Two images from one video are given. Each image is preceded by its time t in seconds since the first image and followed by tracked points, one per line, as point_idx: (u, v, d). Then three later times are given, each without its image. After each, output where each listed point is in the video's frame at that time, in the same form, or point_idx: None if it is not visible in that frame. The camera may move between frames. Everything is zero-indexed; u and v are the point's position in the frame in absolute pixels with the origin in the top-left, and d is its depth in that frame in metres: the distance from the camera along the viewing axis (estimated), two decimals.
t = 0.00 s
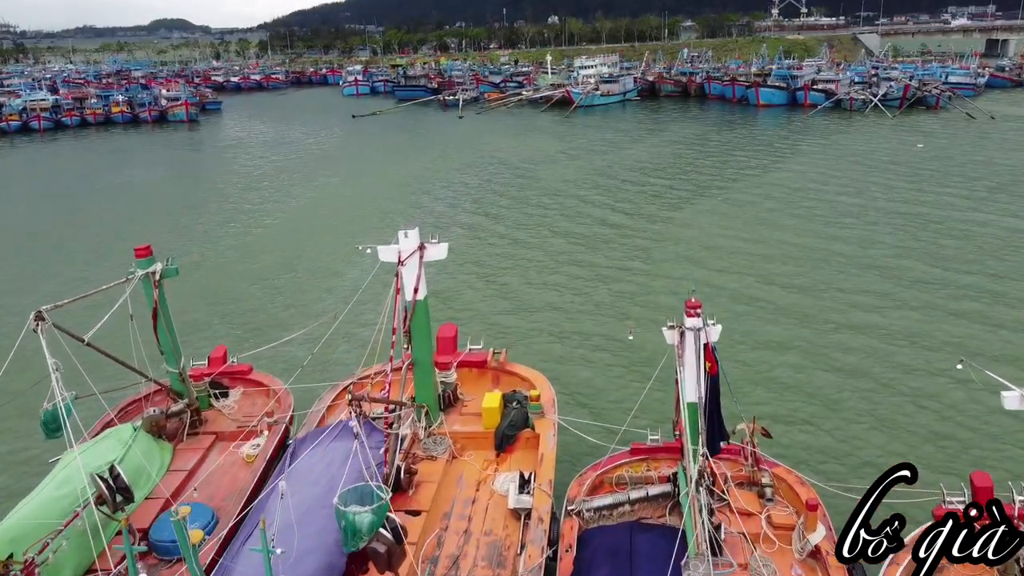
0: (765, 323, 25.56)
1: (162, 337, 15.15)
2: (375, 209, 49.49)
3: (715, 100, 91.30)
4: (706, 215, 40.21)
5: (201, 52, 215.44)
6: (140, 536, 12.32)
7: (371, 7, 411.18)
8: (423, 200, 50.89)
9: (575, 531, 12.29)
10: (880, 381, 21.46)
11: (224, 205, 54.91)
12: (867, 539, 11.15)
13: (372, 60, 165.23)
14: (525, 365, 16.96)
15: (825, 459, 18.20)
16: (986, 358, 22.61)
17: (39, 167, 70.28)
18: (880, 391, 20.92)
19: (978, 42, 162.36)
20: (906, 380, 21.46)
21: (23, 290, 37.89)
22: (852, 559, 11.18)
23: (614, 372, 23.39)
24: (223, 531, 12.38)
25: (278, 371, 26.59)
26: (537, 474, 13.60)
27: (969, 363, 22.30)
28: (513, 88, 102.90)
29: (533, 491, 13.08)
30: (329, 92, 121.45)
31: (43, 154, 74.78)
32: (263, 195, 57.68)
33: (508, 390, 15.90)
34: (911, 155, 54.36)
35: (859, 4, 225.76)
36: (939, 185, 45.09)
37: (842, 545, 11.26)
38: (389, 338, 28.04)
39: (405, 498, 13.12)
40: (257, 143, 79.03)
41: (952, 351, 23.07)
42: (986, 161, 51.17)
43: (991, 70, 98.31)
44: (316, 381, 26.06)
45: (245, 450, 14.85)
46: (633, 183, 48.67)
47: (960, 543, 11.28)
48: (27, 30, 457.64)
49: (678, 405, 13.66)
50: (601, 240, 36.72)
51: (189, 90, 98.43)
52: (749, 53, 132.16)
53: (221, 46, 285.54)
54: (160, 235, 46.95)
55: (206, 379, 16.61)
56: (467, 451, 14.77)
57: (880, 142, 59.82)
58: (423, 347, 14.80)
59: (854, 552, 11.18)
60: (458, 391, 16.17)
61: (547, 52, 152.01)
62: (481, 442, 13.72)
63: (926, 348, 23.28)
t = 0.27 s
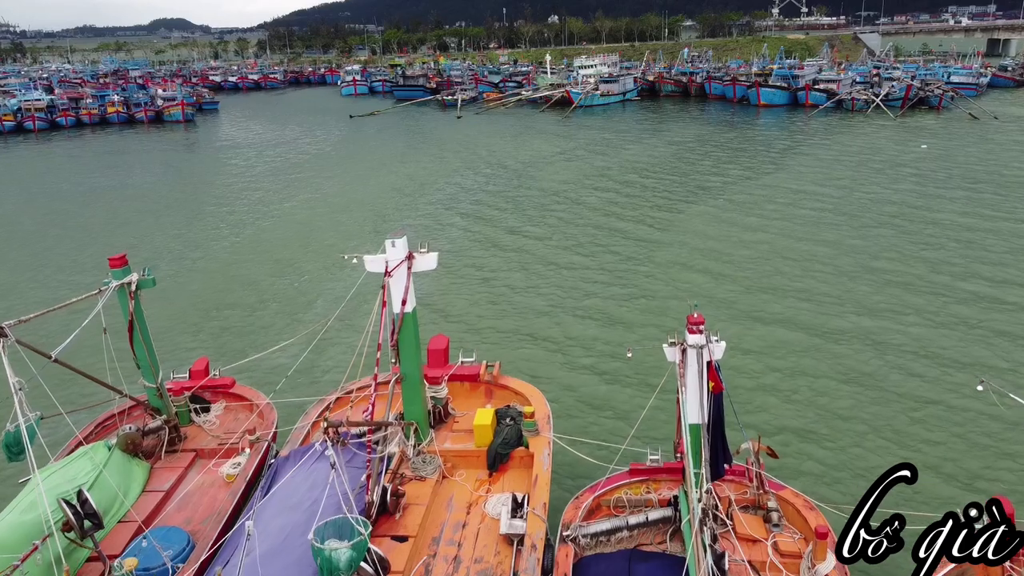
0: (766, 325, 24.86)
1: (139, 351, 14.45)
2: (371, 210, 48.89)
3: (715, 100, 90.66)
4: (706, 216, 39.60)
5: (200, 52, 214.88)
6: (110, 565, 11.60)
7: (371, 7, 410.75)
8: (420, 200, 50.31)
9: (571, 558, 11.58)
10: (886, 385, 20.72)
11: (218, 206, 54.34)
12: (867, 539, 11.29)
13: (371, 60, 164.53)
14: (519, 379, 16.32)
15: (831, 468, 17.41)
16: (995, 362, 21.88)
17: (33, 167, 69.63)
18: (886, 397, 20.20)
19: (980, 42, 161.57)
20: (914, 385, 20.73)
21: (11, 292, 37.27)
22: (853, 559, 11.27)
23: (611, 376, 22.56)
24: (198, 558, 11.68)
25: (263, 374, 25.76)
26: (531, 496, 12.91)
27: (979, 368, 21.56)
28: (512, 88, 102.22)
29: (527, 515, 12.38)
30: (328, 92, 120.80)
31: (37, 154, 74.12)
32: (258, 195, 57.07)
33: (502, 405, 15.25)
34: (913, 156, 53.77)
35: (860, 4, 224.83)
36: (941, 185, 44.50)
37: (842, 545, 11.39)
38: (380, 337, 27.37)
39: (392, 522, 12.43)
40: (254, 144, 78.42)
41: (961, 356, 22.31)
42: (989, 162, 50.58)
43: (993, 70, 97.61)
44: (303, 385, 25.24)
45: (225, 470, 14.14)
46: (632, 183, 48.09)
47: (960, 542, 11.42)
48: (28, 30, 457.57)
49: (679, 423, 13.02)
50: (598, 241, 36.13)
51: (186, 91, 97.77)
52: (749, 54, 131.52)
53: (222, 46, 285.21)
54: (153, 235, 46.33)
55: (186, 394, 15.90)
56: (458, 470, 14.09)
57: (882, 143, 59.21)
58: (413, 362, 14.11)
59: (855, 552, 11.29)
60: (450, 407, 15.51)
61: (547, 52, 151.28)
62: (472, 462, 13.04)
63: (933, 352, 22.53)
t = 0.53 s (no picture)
0: (769, 330, 24.20)
1: (113, 366, 13.76)
2: (367, 211, 48.31)
3: (715, 100, 89.97)
4: (705, 217, 39.01)
5: (198, 51, 214.18)
6: None
7: (370, 7, 409.85)
8: (416, 201, 49.72)
9: None
10: (894, 393, 20.07)
11: (213, 206, 53.77)
12: (867, 538, 11.28)
13: (370, 60, 163.61)
14: (512, 395, 15.67)
15: (838, 480, 16.76)
16: (1006, 369, 21.22)
17: (26, 167, 69.01)
18: (893, 405, 19.56)
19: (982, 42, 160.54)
20: (921, 392, 20.09)
21: None
22: (854, 559, 11.15)
23: (609, 382, 21.91)
24: None
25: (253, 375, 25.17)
26: (523, 522, 12.22)
27: (989, 375, 20.92)
28: (512, 87, 101.45)
29: (519, 542, 11.68)
30: (325, 92, 120.00)
31: (31, 154, 73.47)
32: (253, 196, 56.49)
33: (495, 423, 14.57)
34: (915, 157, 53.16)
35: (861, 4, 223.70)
36: (945, 187, 43.88)
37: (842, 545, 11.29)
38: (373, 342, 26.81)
39: (377, 549, 11.74)
40: (250, 144, 77.83)
41: (969, 362, 21.66)
42: (992, 163, 49.97)
43: (996, 70, 96.82)
44: (294, 386, 24.65)
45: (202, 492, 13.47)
46: (630, 185, 47.50)
47: (960, 543, 11.93)
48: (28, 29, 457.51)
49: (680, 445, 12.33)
50: (596, 243, 35.55)
51: (182, 91, 97.03)
52: (750, 54, 130.65)
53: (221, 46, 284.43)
54: (145, 236, 45.72)
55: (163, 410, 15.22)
56: (448, 493, 13.41)
57: (884, 144, 58.60)
58: (401, 377, 13.44)
59: (855, 552, 11.21)
60: (440, 424, 14.85)
61: (546, 52, 150.37)
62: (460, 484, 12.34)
63: (941, 357, 21.90)
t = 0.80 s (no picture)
0: (773, 337, 23.61)
1: (85, 385, 13.11)
2: (364, 212, 47.78)
3: (716, 100, 89.37)
4: (706, 220, 38.45)
5: (197, 50, 213.48)
6: None
7: (370, 6, 409.41)
8: (414, 203, 49.17)
9: None
10: (900, 401, 19.58)
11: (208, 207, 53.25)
12: (866, 539, 13.53)
13: (369, 60, 162.90)
14: (506, 414, 15.01)
15: (845, 492, 16.27)
16: (1017, 377, 20.68)
17: (21, 167, 68.51)
18: (902, 415, 19.00)
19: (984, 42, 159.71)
20: (931, 401, 19.54)
21: None
22: (853, 558, 13.39)
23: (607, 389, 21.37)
24: None
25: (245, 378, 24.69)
26: (515, 551, 11.52)
27: (1000, 382, 20.38)
28: (511, 88, 100.80)
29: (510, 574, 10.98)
30: (323, 92, 119.30)
31: (26, 155, 72.96)
32: (249, 197, 55.95)
33: (488, 444, 13.89)
34: (918, 158, 52.59)
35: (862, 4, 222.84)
36: (949, 188, 43.29)
37: (844, 546, 13.52)
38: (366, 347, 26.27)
39: None
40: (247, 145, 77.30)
41: (979, 369, 21.11)
42: (996, 164, 49.38)
43: (999, 70, 96.12)
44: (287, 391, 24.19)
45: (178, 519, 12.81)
46: (630, 187, 46.96)
47: (960, 542, 13.21)
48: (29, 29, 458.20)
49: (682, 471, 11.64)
50: (595, 245, 35.01)
51: (179, 91, 96.45)
52: (751, 54, 129.90)
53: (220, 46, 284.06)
54: (138, 237, 45.21)
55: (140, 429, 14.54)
56: (437, 519, 12.73)
57: (886, 145, 58.04)
58: (387, 397, 12.76)
59: (855, 552, 13.42)
60: (430, 445, 14.19)
61: (546, 52, 149.66)
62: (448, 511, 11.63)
63: (947, 365, 21.37)
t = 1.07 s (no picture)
0: (774, 342, 23.10)
1: (56, 403, 12.49)
2: (360, 214, 47.33)
3: (716, 100, 88.74)
4: (706, 221, 37.98)
5: (196, 51, 212.59)
6: None
7: (370, 6, 408.69)
8: (412, 204, 48.69)
9: None
10: (902, 407, 19.19)
11: (204, 208, 52.77)
12: (866, 540, 13.61)
13: (368, 60, 162.11)
14: (500, 432, 14.40)
15: (845, 501, 15.93)
16: None
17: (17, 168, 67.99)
18: (909, 426, 18.45)
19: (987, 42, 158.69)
20: (932, 407, 19.17)
21: None
22: (853, 558, 13.56)
23: (604, 394, 20.96)
24: None
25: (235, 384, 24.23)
26: None
27: (1003, 388, 19.99)
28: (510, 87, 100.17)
29: None
30: (321, 92, 118.55)
31: (21, 156, 72.43)
32: (245, 198, 55.47)
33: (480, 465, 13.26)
34: (920, 159, 52.04)
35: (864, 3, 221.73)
36: (951, 189, 42.76)
37: (844, 547, 13.67)
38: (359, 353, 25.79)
39: None
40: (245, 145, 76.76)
41: (982, 375, 20.71)
42: (1000, 165, 48.84)
43: (1001, 70, 95.33)
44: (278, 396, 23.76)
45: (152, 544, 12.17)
46: (629, 188, 46.47)
47: (960, 543, 13.36)
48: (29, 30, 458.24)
49: (685, 497, 11.02)
50: (593, 247, 34.52)
51: (176, 91, 95.83)
52: (751, 54, 129.06)
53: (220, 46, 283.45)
54: (133, 239, 44.73)
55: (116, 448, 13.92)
56: (426, 545, 12.10)
57: (888, 146, 57.53)
58: (374, 416, 12.13)
59: (855, 552, 13.58)
60: (421, 465, 13.57)
61: (546, 52, 148.88)
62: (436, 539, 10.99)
63: (949, 370, 21.02)
